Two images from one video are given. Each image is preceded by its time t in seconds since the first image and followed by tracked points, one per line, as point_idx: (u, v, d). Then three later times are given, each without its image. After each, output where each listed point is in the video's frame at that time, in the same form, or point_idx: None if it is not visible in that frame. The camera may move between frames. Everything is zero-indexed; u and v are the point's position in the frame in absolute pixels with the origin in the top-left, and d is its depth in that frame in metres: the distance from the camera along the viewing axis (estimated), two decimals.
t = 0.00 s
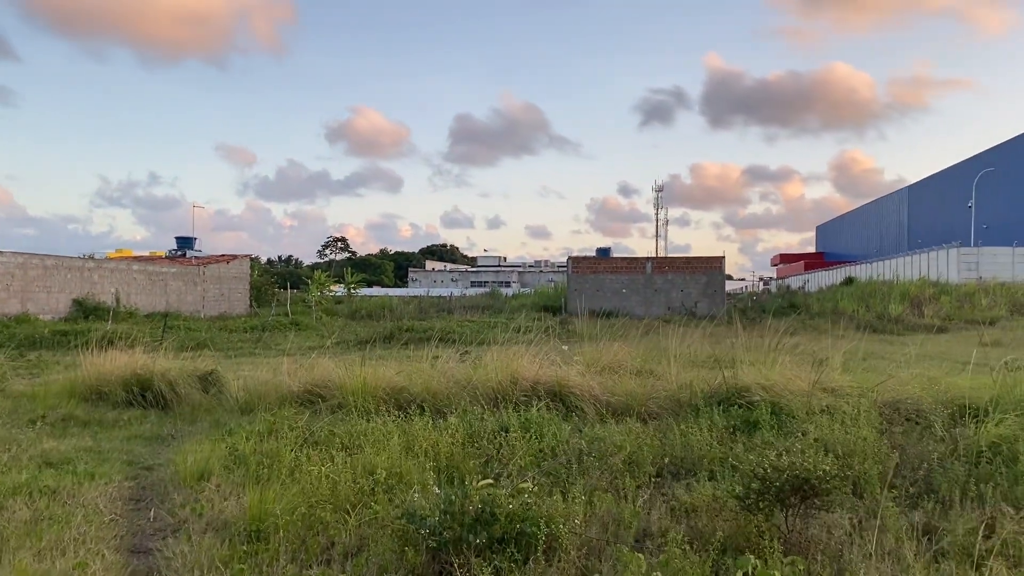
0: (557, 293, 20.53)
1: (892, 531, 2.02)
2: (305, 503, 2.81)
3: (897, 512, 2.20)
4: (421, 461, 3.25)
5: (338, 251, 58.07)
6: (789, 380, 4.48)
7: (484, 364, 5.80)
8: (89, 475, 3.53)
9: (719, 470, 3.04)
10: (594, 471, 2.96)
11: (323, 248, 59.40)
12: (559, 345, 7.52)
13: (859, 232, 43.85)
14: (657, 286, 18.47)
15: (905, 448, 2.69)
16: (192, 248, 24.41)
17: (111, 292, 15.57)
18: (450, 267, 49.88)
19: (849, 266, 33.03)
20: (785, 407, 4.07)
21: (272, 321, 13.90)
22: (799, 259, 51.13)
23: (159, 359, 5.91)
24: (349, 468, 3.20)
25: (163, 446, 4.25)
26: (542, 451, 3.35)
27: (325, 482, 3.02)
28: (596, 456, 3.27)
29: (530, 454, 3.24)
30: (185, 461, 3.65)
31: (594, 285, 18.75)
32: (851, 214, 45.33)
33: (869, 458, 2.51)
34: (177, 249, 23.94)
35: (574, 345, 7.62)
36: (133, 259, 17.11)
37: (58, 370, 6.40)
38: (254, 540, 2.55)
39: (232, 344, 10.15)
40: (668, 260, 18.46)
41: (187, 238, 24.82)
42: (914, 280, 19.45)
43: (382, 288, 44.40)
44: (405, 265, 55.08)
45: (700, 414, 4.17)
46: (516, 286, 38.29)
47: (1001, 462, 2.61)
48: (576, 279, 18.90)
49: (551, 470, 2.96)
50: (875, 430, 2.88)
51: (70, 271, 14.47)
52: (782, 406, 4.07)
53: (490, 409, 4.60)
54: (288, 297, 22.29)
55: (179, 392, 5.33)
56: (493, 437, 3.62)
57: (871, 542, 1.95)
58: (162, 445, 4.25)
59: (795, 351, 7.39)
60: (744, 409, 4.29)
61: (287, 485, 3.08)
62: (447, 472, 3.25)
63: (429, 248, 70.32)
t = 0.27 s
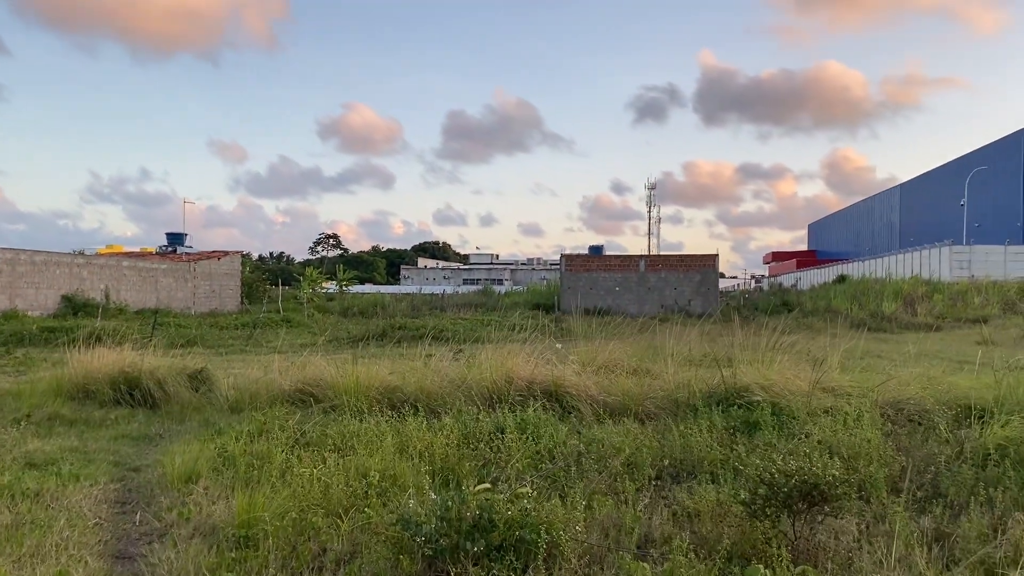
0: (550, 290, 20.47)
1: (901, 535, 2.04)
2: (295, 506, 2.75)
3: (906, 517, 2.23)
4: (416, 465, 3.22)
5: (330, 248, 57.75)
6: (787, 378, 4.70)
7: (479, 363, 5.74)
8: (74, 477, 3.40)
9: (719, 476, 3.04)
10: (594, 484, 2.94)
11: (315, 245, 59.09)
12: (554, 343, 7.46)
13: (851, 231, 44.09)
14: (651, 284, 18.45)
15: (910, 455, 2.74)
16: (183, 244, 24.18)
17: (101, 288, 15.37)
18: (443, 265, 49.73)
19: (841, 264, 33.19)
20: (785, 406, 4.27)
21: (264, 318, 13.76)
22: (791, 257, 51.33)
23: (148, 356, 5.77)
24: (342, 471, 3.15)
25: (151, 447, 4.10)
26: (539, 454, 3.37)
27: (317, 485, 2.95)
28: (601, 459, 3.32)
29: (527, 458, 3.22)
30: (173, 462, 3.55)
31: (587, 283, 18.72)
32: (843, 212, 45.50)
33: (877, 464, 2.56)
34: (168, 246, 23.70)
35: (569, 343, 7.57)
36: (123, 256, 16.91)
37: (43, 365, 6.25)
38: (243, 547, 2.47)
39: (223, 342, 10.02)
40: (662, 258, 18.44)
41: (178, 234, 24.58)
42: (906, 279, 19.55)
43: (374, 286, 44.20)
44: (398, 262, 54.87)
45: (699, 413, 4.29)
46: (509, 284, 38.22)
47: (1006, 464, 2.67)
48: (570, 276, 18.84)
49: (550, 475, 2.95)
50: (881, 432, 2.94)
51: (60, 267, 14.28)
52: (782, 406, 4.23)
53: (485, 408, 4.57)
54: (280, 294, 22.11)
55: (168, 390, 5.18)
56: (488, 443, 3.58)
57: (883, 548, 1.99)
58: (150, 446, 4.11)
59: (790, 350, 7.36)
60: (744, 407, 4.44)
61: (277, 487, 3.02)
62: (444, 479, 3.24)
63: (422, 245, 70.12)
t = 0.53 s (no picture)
0: (547, 287, 20.41)
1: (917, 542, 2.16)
2: (290, 507, 2.71)
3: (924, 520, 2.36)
4: (415, 465, 3.22)
5: (326, 244, 57.56)
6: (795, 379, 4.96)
7: (478, 360, 5.69)
8: (64, 476, 3.32)
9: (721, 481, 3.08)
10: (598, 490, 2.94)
11: (311, 242, 58.92)
12: (552, 340, 7.41)
13: (847, 229, 44.19)
14: (648, 281, 18.41)
15: (922, 455, 2.93)
16: (178, 240, 24.05)
17: (95, 284, 15.25)
18: (439, 262, 49.61)
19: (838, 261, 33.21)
20: (790, 405, 4.49)
21: (260, 314, 13.66)
22: (788, 255, 51.41)
23: (141, 352, 5.66)
24: (340, 470, 3.11)
25: (145, 444, 4.02)
26: (541, 454, 3.42)
27: (314, 485, 2.90)
28: (612, 458, 3.43)
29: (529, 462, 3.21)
30: (166, 461, 3.47)
31: (585, 280, 18.67)
32: (840, 210, 45.55)
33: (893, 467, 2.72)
34: (163, 241, 23.57)
35: (567, 340, 7.51)
36: (118, 251, 16.78)
37: (36, 359, 6.16)
38: (237, 550, 2.41)
39: (218, 338, 9.92)
40: (660, 255, 18.41)
41: (173, 230, 24.43)
42: (903, 276, 19.56)
43: (370, 282, 44.08)
44: (394, 259, 54.76)
45: (702, 413, 4.45)
46: (505, 281, 38.20)
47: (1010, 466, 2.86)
48: (567, 273, 18.78)
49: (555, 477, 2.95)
50: (891, 432, 3.12)
51: (54, 262, 14.15)
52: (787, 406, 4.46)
53: (484, 407, 4.56)
54: (275, 291, 21.98)
55: (163, 387, 5.09)
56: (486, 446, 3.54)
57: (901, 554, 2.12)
58: (143, 444, 4.01)
59: (790, 349, 7.33)
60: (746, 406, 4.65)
61: (273, 486, 2.97)
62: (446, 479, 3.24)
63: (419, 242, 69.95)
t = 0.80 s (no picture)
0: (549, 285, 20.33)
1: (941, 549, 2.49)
2: (293, 512, 2.70)
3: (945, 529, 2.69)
4: (422, 469, 3.27)
5: (327, 241, 57.42)
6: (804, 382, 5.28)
7: (482, 359, 5.64)
8: (63, 476, 3.24)
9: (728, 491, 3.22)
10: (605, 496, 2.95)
11: (311, 239, 58.77)
12: (555, 339, 7.34)
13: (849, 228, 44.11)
14: (651, 279, 18.35)
15: (946, 462, 3.39)
16: (178, 236, 23.97)
17: (96, 280, 15.17)
18: (439, 259, 49.49)
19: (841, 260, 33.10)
20: (798, 406, 4.74)
21: (261, 311, 13.59)
22: (789, 254, 51.32)
23: (141, 350, 5.58)
24: (345, 472, 3.11)
25: (146, 443, 3.95)
26: (552, 456, 3.50)
27: (319, 490, 2.90)
28: (631, 460, 3.61)
29: (536, 470, 3.22)
30: (167, 462, 3.40)
31: (586, 278, 18.60)
32: (841, 208, 45.46)
33: (918, 474, 3.12)
34: (163, 237, 23.48)
35: (571, 339, 7.45)
36: (118, 247, 16.69)
37: (35, 356, 6.09)
38: (242, 557, 2.38)
39: (218, 335, 9.85)
40: (662, 254, 18.35)
41: (173, 226, 24.35)
42: (906, 275, 19.51)
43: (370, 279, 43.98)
44: (394, 256, 54.68)
45: (713, 413, 4.65)
46: (506, 278, 38.10)
47: (1023, 470, 3.33)
48: (569, 271, 18.71)
49: (566, 485, 2.97)
50: (908, 446, 3.50)
51: (53, 258, 14.06)
52: (799, 407, 4.72)
53: (488, 407, 4.56)
54: (276, 287, 21.89)
55: (163, 385, 5.02)
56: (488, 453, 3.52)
57: (924, 561, 2.39)
58: (144, 444, 3.94)
59: (795, 348, 7.27)
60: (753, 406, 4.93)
61: (276, 489, 2.96)
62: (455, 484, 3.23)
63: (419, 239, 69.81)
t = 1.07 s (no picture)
0: (554, 283, 20.23)
1: (969, 559, 2.46)
2: (299, 518, 2.64)
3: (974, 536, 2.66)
4: (431, 471, 3.23)
5: (331, 238, 57.43)
6: (817, 383, 5.26)
7: (491, 359, 5.57)
8: (65, 477, 3.17)
9: (745, 498, 3.20)
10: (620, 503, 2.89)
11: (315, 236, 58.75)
12: (564, 337, 7.26)
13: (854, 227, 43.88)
14: (656, 278, 18.23)
15: (970, 468, 3.34)
16: (183, 232, 23.97)
17: (100, 276, 15.15)
18: (445, 257, 49.50)
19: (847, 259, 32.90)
20: (812, 407, 4.74)
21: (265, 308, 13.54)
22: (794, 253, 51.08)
23: (146, 347, 5.51)
24: (353, 476, 3.05)
25: (150, 442, 3.89)
26: (564, 459, 3.46)
27: (327, 492, 2.84)
28: (645, 462, 3.57)
29: (548, 475, 3.16)
30: (172, 462, 3.33)
31: (592, 276, 18.50)
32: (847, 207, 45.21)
33: (943, 481, 3.08)
34: (168, 234, 23.48)
35: (579, 338, 7.36)
36: (123, 243, 16.67)
37: (40, 353, 6.04)
38: (248, 564, 2.32)
39: (223, 332, 9.79)
40: (668, 252, 18.23)
41: (178, 222, 24.34)
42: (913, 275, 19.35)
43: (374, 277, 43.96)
44: (398, 253, 54.66)
45: (727, 417, 4.64)
46: (510, 276, 38.02)
47: None
48: (575, 269, 18.62)
49: (581, 490, 2.91)
50: (931, 452, 3.46)
51: (58, 255, 14.04)
52: (814, 408, 4.71)
53: (497, 408, 4.51)
54: (280, 284, 21.86)
55: (168, 383, 4.96)
56: (498, 458, 3.45)
57: (954, 571, 2.37)
58: (148, 443, 3.87)
59: (805, 348, 7.17)
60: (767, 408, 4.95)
61: (280, 493, 2.90)
62: (464, 490, 3.18)
63: (423, 236, 69.77)
